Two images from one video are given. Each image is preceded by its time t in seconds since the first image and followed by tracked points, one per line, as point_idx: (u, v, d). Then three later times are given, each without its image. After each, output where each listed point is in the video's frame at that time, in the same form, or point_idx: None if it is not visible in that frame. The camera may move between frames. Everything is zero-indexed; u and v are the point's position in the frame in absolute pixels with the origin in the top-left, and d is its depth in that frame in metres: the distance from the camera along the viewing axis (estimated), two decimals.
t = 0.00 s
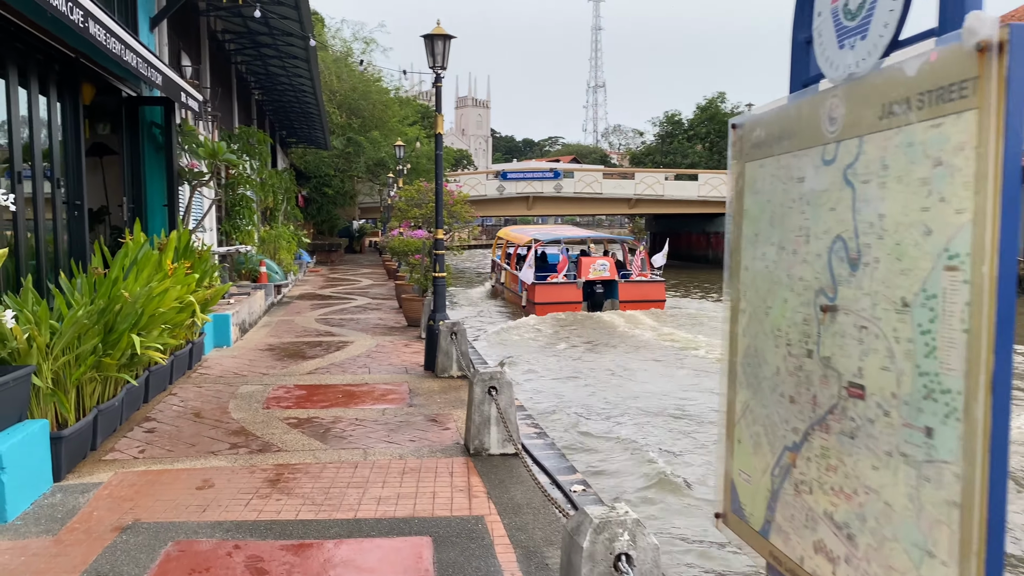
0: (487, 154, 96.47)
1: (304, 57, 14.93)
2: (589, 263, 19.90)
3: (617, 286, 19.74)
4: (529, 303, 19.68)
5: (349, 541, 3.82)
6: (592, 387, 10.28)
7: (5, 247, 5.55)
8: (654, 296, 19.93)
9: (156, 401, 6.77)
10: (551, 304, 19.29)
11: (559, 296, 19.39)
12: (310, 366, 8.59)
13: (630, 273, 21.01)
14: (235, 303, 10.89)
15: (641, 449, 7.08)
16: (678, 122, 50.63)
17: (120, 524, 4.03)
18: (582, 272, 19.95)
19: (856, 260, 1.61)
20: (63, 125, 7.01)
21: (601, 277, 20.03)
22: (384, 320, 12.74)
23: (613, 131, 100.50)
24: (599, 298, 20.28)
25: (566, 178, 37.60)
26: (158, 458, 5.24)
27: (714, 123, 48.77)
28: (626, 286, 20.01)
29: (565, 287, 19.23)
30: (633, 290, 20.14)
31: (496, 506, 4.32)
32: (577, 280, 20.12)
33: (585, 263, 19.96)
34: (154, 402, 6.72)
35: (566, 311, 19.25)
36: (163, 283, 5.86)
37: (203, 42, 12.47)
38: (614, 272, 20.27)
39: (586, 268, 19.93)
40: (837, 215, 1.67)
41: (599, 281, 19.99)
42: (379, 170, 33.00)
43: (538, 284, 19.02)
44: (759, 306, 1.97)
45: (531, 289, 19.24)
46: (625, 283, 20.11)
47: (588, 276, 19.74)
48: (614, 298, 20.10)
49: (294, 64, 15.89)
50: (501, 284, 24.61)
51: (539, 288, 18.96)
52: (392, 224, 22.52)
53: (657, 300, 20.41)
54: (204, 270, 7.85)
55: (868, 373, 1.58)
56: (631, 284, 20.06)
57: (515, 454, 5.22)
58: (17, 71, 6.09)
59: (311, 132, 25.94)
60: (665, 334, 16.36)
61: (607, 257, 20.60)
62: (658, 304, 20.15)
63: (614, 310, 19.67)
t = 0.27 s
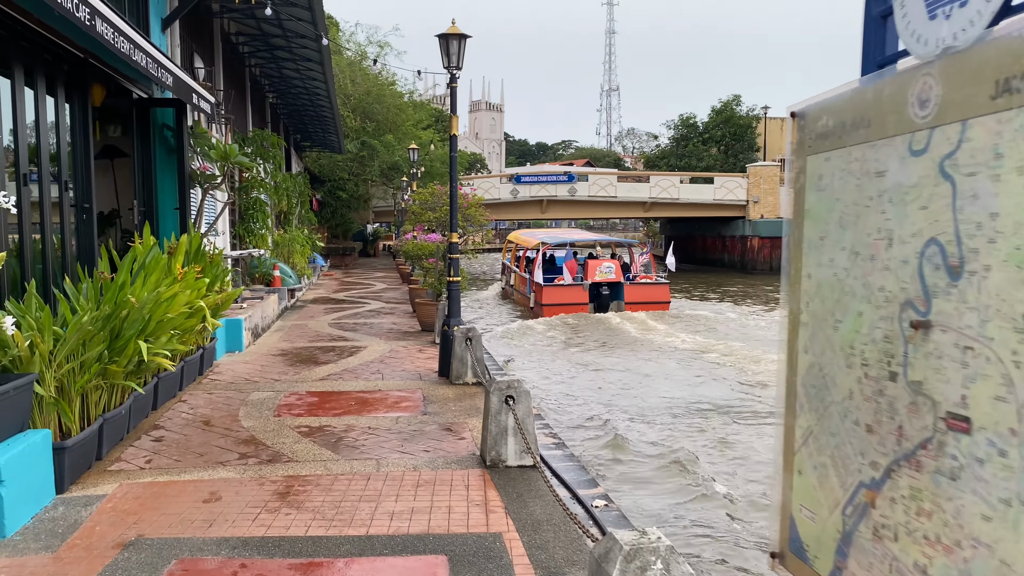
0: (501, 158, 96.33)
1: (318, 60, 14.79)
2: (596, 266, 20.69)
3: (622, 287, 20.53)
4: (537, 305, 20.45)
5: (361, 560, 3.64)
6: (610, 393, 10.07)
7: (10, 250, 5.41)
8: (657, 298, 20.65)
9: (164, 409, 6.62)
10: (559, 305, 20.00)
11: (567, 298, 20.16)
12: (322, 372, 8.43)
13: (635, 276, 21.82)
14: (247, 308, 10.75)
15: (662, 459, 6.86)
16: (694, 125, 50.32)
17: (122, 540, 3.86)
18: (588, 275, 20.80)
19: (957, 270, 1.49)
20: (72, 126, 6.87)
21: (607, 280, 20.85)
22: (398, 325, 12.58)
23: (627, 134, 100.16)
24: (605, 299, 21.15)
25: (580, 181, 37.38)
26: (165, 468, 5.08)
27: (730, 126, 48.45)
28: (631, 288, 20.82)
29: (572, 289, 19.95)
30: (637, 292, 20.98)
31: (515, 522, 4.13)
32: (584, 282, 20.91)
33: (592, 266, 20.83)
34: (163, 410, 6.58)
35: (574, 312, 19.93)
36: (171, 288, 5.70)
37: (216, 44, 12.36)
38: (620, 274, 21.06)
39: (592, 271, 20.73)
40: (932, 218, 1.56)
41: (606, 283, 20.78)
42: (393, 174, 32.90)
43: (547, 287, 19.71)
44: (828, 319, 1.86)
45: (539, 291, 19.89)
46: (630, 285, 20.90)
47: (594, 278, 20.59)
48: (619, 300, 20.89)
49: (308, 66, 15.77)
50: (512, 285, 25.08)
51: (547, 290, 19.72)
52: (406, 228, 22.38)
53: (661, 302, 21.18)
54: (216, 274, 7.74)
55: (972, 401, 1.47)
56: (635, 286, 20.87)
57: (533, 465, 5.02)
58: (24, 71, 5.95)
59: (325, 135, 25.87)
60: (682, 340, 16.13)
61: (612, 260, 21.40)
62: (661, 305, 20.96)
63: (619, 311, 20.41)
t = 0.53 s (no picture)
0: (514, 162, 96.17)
1: (333, 62, 14.64)
2: (603, 270, 21.00)
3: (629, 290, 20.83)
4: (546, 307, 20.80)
5: None
6: (630, 401, 9.85)
7: (14, 255, 5.25)
8: (664, 301, 20.98)
9: (174, 418, 6.45)
10: (568, 308, 20.28)
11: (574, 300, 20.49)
12: (336, 380, 8.24)
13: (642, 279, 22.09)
14: (260, 314, 10.58)
15: (687, 471, 6.64)
16: (709, 129, 49.99)
17: (125, 561, 3.67)
18: (596, 278, 21.13)
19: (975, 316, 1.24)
20: (81, 128, 6.72)
21: (615, 283, 21.17)
22: (412, 330, 12.39)
23: (641, 139, 99.79)
24: (613, 302, 21.39)
25: (595, 186, 37.13)
26: (173, 482, 4.90)
27: (746, 130, 48.11)
28: (638, 290, 21.08)
29: (579, 292, 20.23)
30: (644, 295, 21.23)
31: (539, 543, 3.92)
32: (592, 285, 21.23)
33: (600, 270, 21.10)
34: (173, 420, 6.41)
35: (582, 314, 20.23)
36: (182, 294, 5.53)
37: (230, 46, 12.23)
38: (628, 277, 21.36)
39: (600, 274, 21.03)
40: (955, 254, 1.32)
41: (613, 286, 21.11)
42: (407, 178, 32.77)
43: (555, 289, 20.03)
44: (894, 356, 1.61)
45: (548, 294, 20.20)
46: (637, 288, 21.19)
47: (602, 281, 20.87)
48: (626, 303, 21.19)
49: (322, 70, 15.64)
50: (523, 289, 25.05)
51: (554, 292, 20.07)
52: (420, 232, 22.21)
53: (669, 304, 21.42)
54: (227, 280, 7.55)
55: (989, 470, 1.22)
56: (643, 289, 21.14)
57: (556, 481, 4.80)
58: (31, 71, 5.78)
59: (340, 140, 25.79)
60: (700, 346, 15.86)
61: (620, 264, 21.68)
62: (668, 308, 21.24)
63: (627, 313, 20.69)
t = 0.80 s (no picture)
0: (527, 164, 95.90)
1: (346, 62, 14.49)
2: (610, 271, 21.24)
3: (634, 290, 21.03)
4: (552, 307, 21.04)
5: None
6: (649, 407, 9.63)
7: (17, 257, 5.09)
8: (670, 301, 21.22)
9: (183, 425, 6.28)
10: (574, 308, 20.54)
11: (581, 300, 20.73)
12: (349, 384, 8.06)
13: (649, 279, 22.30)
14: (272, 317, 10.40)
15: (711, 481, 6.41)
16: (724, 130, 49.61)
17: None
18: (603, 278, 21.37)
19: None
20: (88, 127, 6.56)
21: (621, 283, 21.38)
22: (426, 333, 12.19)
23: (654, 140, 99.44)
24: (619, 302, 21.62)
25: (609, 187, 36.87)
26: (180, 493, 4.72)
27: (761, 131, 47.73)
28: (644, 291, 21.28)
29: (585, 292, 20.48)
30: (650, 296, 21.46)
31: (563, 563, 3.71)
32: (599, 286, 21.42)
33: (607, 271, 21.35)
34: (181, 427, 6.23)
35: (588, 314, 20.50)
36: (191, 298, 5.36)
37: (242, 45, 12.09)
38: (634, 278, 21.58)
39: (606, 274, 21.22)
40: None
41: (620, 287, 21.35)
42: (420, 179, 32.61)
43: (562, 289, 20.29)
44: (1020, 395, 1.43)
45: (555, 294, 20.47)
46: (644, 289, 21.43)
47: (608, 282, 21.11)
48: (632, 303, 21.42)
49: (335, 70, 15.49)
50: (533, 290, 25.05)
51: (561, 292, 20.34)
52: (433, 234, 22.05)
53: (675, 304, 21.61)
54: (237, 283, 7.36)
55: None
56: (649, 289, 21.36)
57: (578, 494, 4.60)
58: (36, 68, 5.63)
59: (353, 141, 25.67)
60: (718, 350, 15.59)
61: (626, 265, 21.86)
62: (674, 308, 21.47)
63: (633, 313, 20.88)
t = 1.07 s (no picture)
0: (540, 166, 95.71)
1: (360, 62, 14.33)
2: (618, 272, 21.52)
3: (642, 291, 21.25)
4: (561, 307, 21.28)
5: None
6: (668, 412, 9.39)
7: (18, 258, 4.93)
8: (677, 302, 21.49)
9: (191, 431, 6.11)
10: (582, 308, 20.86)
11: (589, 300, 20.96)
12: (362, 388, 7.86)
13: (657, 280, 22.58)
14: (284, 320, 10.22)
15: (736, 490, 6.17)
16: (739, 131, 49.24)
17: None
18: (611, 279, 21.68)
19: None
20: (95, 124, 6.40)
21: (629, 284, 21.89)
22: (441, 336, 12.00)
23: (668, 142, 99.04)
24: (627, 302, 21.93)
25: (624, 189, 36.59)
26: (185, 503, 4.53)
27: (777, 132, 47.35)
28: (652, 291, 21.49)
29: (593, 293, 20.78)
30: (658, 296, 21.73)
31: None
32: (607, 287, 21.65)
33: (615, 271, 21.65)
34: (189, 433, 6.06)
35: (595, 314, 20.80)
36: (198, 300, 5.17)
37: (256, 44, 11.95)
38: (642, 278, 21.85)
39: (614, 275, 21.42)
40: None
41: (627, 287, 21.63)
42: (434, 181, 32.47)
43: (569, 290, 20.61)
44: None
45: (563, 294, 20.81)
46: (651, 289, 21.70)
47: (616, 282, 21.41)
48: (640, 303, 21.71)
49: (349, 69, 15.33)
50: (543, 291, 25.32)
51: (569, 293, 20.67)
52: (447, 235, 21.86)
53: (682, 304, 21.90)
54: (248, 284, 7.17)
55: None
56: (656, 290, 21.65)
57: (601, 507, 4.39)
58: (40, 63, 5.47)
59: (366, 142, 25.54)
60: (736, 353, 15.33)
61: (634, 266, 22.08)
62: (681, 309, 21.73)
63: (641, 313, 21.11)
